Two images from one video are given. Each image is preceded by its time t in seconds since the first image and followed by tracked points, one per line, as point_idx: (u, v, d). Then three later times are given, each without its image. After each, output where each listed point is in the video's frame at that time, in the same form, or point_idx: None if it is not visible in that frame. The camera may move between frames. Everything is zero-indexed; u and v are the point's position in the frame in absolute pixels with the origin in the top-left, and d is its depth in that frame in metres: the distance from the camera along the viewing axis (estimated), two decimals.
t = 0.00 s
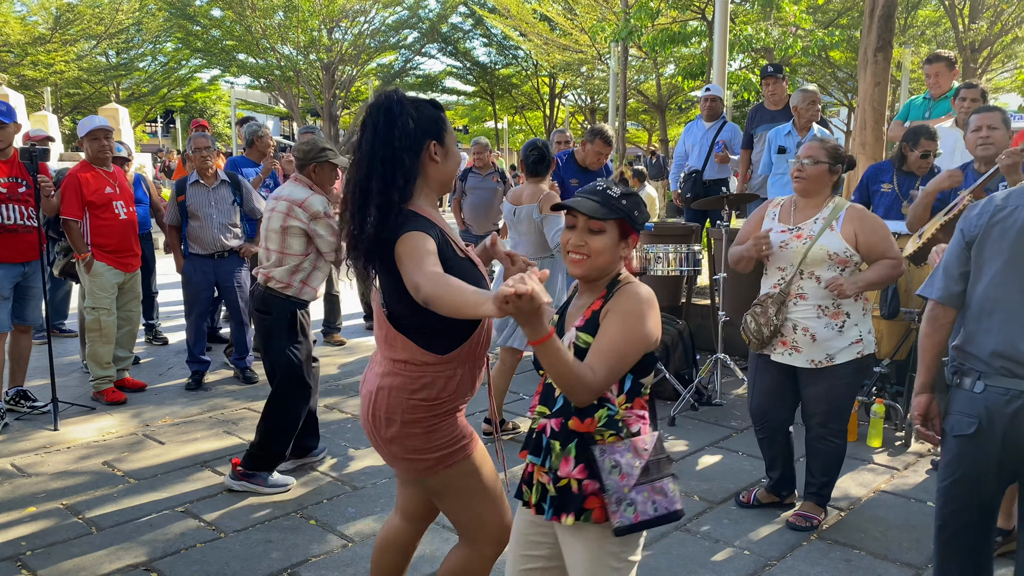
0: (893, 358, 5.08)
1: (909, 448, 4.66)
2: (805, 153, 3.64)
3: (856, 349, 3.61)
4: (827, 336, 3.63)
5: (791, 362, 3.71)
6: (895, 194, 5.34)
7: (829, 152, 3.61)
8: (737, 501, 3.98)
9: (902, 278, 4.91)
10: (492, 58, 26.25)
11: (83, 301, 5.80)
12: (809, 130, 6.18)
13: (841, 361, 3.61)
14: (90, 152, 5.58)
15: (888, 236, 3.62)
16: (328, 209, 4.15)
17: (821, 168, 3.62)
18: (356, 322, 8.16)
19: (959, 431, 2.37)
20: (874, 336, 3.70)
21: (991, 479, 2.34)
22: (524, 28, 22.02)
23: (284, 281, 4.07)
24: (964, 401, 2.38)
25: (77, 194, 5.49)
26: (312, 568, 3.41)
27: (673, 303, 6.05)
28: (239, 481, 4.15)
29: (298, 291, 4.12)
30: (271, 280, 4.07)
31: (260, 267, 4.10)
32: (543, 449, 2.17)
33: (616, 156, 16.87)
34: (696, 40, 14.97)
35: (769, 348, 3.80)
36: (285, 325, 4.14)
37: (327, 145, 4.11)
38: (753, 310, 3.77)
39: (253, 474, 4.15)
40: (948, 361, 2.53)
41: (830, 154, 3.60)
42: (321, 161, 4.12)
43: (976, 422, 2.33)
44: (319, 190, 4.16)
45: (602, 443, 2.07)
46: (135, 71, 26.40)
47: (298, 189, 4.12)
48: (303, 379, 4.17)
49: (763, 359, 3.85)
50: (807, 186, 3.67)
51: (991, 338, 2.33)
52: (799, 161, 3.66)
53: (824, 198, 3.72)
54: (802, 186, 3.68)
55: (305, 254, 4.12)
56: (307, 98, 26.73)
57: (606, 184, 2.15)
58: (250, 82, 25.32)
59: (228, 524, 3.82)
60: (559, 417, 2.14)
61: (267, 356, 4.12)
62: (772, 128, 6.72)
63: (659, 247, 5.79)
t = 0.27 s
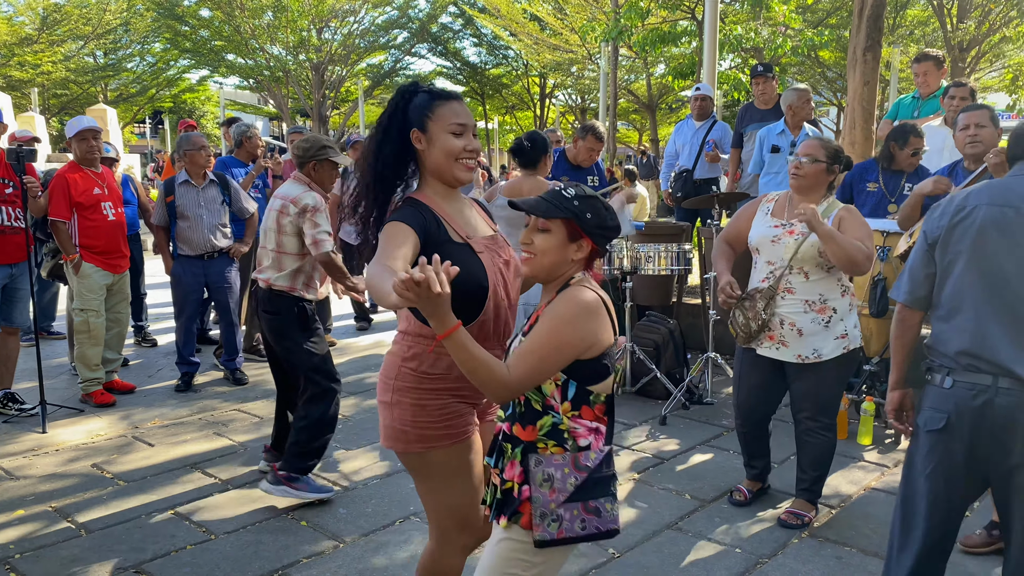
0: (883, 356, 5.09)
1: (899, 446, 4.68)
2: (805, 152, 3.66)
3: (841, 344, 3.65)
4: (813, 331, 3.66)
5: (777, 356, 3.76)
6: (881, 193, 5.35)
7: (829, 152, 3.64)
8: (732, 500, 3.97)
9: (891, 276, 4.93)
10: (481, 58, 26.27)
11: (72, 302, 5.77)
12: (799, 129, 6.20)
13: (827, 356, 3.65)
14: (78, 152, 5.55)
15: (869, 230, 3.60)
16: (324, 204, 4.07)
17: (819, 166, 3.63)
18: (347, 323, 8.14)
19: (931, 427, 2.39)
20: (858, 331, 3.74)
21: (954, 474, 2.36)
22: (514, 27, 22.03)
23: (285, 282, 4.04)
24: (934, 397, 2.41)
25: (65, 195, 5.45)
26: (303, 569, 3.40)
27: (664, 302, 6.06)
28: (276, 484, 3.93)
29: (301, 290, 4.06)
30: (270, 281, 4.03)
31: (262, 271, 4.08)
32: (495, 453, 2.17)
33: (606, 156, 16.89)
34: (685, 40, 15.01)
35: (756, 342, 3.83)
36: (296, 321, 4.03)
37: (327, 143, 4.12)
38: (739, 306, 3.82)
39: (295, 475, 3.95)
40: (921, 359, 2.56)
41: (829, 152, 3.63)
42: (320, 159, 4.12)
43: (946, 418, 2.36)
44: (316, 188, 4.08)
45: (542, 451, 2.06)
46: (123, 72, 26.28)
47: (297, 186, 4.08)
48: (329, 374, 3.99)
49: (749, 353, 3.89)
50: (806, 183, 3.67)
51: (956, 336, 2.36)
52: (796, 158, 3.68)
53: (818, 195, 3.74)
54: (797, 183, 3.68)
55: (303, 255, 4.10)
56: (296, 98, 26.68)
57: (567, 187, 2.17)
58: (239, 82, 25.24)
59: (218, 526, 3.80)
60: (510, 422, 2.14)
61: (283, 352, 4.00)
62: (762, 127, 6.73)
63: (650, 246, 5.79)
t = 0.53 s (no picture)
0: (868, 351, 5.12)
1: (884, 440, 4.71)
2: (774, 143, 3.70)
3: (801, 335, 3.70)
4: (773, 324, 3.70)
5: (738, 343, 3.84)
6: (858, 187, 5.39)
7: (797, 145, 3.67)
8: (705, 489, 4.05)
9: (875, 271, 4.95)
10: (467, 55, 26.23)
11: (53, 301, 5.70)
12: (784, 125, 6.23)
13: (787, 347, 3.69)
14: (59, 150, 5.48)
15: (834, 221, 3.63)
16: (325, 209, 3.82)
17: (789, 159, 3.66)
18: (333, 321, 8.11)
19: (879, 410, 2.54)
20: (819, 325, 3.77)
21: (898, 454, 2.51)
22: (500, 25, 21.98)
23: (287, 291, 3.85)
24: (881, 381, 2.56)
25: (45, 193, 5.39)
26: (290, 568, 3.38)
27: (650, 298, 6.06)
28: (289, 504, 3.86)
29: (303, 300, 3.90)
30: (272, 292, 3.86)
31: (261, 282, 3.91)
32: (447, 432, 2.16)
33: (593, 153, 16.89)
34: (671, 37, 15.03)
35: (720, 328, 3.91)
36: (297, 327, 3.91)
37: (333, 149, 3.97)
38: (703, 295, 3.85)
39: (307, 490, 3.90)
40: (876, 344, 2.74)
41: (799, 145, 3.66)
42: (328, 165, 3.96)
43: (888, 401, 2.50)
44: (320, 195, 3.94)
45: (453, 429, 2.00)
46: (105, 70, 26.04)
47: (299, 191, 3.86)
48: (330, 385, 3.94)
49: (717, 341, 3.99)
50: (778, 177, 3.69)
51: (895, 325, 2.49)
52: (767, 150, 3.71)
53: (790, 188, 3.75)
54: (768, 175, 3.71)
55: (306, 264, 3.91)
56: (281, 96, 26.52)
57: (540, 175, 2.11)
58: (223, 80, 25.06)
59: (204, 526, 3.77)
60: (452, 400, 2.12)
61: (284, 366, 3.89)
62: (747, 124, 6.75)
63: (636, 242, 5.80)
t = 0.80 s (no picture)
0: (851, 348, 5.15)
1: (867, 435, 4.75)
2: (741, 147, 3.76)
3: (778, 332, 3.78)
4: (751, 319, 3.77)
5: (717, 340, 3.90)
6: (832, 188, 5.49)
7: (763, 147, 3.75)
8: (692, 487, 4.06)
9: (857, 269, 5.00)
10: (451, 54, 26.23)
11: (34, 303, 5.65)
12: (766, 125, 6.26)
13: (764, 343, 3.77)
14: (38, 150, 5.43)
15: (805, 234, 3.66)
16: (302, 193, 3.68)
17: (756, 163, 3.74)
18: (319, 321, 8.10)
19: (840, 404, 2.60)
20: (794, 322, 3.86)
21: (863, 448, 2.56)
22: (484, 24, 21.98)
23: (275, 277, 3.66)
24: (843, 377, 2.62)
25: (26, 194, 5.34)
26: (277, 569, 3.37)
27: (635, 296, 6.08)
28: (275, 504, 3.86)
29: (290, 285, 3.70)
30: (259, 277, 3.65)
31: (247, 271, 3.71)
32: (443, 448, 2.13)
33: (578, 152, 16.92)
34: (654, 36, 15.09)
35: (698, 328, 3.96)
36: (281, 322, 3.71)
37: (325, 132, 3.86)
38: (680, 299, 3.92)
39: (292, 491, 3.89)
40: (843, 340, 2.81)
41: (765, 147, 3.74)
42: (319, 149, 3.85)
43: (849, 395, 2.56)
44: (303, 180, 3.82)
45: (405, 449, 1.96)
46: (86, 69, 25.81)
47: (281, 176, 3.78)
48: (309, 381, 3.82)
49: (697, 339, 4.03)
50: (747, 179, 3.77)
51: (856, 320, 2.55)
52: (735, 156, 3.78)
53: (755, 190, 3.84)
54: (738, 180, 3.78)
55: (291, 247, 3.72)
56: (264, 96, 26.39)
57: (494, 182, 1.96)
58: (205, 80, 24.91)
59: (189, 528, 3.75)
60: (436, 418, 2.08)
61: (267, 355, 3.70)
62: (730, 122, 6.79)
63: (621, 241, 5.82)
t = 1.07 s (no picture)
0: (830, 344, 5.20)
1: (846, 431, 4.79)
2: (717, 144, 3.77)
3: (760, 327, 3.79)
4: (731, 313, 3.80)
5: (699, 337, 3.92)
6: (807, 185, 5.53)
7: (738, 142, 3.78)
8: (673, 484, 4.08)
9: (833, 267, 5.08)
10: (430, 54, 26.18)
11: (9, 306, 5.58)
12: (744, 124, 6.30)
13: (746, 338, 3.79)
14: (11, 152, 5.36)
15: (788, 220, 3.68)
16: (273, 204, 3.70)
17: (731, 158, 3.76)
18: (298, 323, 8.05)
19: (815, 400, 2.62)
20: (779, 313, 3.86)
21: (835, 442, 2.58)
22: (463, 23, 21.95)
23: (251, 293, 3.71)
24: (818, 375, 2.64)
25: None
26: (258, 573, 3.34)
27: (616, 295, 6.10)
28: (257, 507, 3.84)
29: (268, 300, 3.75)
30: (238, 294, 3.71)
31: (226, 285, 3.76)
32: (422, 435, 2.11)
33: (558, 151, 16.93)
34: (633, 36, 15.14)
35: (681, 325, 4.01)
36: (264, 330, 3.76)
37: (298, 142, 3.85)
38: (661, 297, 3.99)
39: (272, 494, 3.87)
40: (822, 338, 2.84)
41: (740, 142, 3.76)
42: (294, 158, 3.82)
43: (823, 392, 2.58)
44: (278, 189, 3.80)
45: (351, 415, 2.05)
46: (60, 69, 25.50)
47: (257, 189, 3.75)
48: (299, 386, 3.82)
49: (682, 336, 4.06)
50: (724, 175, 3.79)
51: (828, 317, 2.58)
52: (712, 152, 3.78)
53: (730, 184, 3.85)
54: (716, 176, 3.80)
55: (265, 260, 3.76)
56: (242, 95, 26.20)
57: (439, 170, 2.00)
58: (181, 80, 24.68)
59: (168, 532, 3.71)
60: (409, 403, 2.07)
61: (255, 369, 3.74)
62: (708, 121, 6.82)
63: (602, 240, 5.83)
